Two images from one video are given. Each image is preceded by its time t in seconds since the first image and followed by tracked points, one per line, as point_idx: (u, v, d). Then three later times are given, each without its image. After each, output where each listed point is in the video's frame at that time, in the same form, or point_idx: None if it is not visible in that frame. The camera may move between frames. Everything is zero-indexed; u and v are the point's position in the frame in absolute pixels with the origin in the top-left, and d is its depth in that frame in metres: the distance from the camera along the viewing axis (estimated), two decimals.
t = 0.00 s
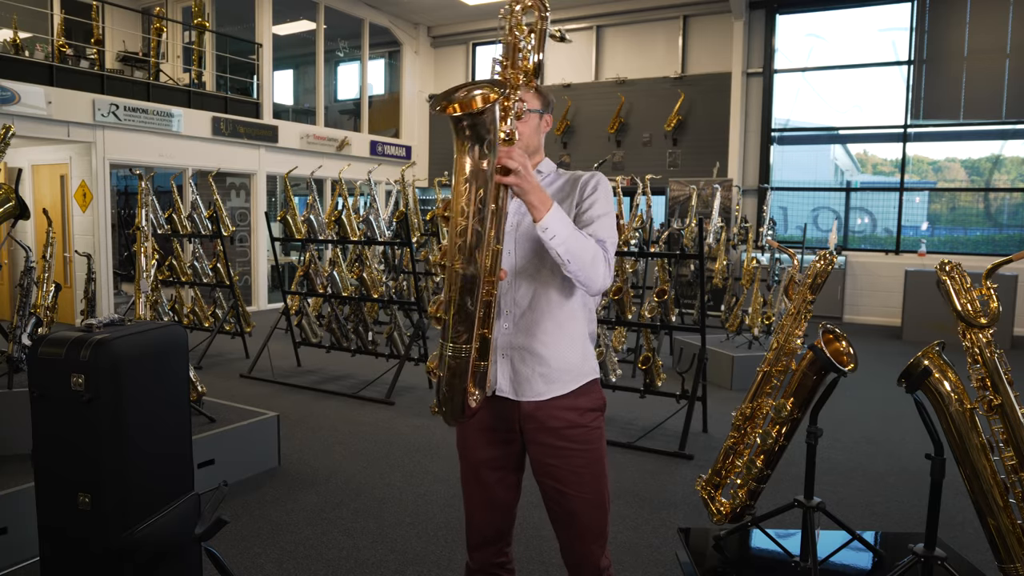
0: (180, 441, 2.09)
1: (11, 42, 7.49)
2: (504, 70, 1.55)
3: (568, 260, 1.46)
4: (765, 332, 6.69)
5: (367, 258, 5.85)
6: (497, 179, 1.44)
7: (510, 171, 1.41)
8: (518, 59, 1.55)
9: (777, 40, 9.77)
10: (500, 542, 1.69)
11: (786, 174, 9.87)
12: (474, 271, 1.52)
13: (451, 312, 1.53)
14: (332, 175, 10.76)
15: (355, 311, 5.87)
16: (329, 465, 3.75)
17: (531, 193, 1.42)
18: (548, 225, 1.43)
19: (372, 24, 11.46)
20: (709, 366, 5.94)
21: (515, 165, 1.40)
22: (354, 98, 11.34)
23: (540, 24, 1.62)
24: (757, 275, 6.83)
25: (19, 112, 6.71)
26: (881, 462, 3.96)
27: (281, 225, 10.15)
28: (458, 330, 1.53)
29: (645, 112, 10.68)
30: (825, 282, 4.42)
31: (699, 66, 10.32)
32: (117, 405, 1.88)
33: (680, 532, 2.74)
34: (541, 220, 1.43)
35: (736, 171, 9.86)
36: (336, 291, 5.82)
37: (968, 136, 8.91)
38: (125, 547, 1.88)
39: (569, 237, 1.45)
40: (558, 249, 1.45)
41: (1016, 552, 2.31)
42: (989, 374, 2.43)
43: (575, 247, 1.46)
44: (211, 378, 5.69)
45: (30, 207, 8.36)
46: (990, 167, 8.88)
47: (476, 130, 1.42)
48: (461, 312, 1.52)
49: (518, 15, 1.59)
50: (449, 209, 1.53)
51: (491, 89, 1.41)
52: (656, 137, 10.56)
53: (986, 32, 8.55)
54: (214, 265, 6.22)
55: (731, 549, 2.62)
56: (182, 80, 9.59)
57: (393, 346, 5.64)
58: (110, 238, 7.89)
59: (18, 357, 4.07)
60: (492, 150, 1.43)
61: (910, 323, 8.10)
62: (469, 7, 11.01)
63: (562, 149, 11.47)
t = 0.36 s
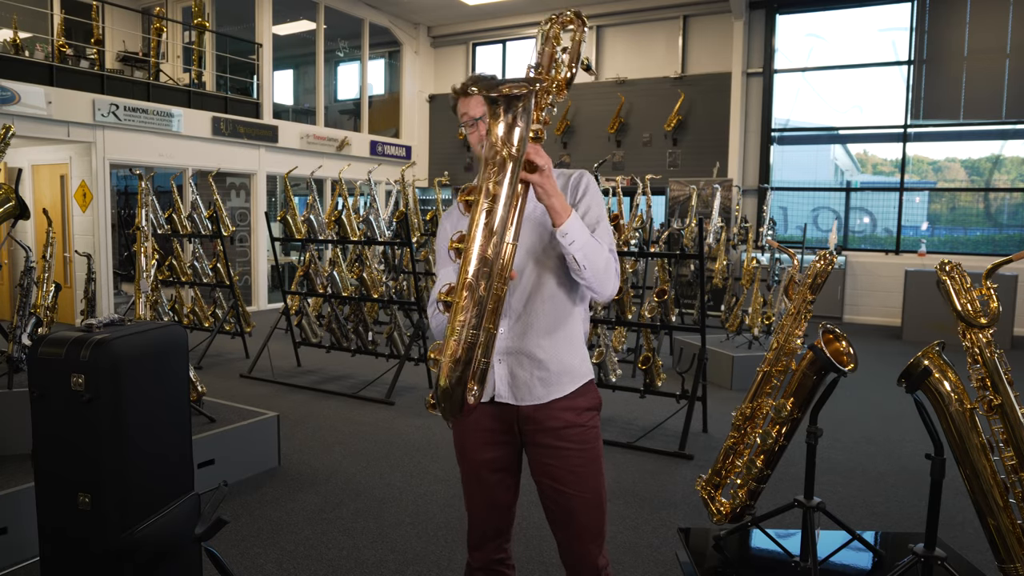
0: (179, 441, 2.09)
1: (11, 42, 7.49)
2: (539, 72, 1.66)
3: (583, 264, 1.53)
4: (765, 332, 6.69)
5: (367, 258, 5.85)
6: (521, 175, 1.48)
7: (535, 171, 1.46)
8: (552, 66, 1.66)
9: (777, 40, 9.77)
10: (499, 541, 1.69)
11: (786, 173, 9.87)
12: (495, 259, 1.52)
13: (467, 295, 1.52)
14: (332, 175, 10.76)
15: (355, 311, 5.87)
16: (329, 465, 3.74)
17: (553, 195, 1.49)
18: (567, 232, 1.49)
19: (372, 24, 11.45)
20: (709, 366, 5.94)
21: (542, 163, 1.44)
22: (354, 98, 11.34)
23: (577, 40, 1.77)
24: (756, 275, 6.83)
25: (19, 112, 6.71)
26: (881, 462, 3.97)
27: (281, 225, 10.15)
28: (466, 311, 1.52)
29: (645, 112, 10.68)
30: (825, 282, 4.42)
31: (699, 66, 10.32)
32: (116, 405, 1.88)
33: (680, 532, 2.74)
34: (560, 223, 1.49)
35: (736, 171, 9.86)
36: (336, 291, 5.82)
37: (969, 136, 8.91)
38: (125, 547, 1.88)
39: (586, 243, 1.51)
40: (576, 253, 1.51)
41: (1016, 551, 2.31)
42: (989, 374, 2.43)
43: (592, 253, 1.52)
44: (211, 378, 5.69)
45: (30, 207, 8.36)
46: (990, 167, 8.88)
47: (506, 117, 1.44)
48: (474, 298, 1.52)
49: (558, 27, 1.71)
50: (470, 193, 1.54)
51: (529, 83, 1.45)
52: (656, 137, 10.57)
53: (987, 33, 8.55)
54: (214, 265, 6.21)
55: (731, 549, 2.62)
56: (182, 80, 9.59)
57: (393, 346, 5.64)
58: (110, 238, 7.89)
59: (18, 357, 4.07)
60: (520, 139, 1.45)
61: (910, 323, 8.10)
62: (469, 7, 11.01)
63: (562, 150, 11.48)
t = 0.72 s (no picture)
0: (179, 441, 2.09)
1: (11, 42, 7.49)
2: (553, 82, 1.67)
3: (585, 286, 1.58)
4: (765, 332, 6.69)
5: (367, 258, 5.83)
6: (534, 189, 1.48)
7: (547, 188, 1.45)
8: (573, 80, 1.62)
9: (776, 40, 9.77)
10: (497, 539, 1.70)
11: (786, 173, 9.87)
12: (506, 257, 1.52)
13: (477, 289, 1.52)
14: (332, 175, 10.76)
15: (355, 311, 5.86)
16: (329, 465, 3.74)
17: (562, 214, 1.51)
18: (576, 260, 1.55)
19: (372, 24, 11.45)
20: (709, 366, 5.94)
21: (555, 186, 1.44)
22: (354, 98, 11.33)
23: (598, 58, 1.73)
24: (756, 275, 6.83)
25: (19, 111, 6.71)
26: (881, 462, 3.97)
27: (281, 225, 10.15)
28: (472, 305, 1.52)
29: (646, 112, 10.69)
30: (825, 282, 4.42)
31: (699, 66, 10.32)
32: (116, 405, 1.88)
33: (680, 532, 2.74)
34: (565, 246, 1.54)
35: (736, 171, 9.86)
36: (336, 291, 5.82)
37: (969, 136, 8.91)
38: (125, 547, 1.88)
39: (591, 268, 1.57)
40: (579, 276, 1.56)
41: (1016, 551, 2.31)
42: (989, 374, 2.42)
43: (595, 275, 1.58)
44: (211, 378, 5.69)
45: (30, 207, 8.36)
46: (990, 167, 8.88)
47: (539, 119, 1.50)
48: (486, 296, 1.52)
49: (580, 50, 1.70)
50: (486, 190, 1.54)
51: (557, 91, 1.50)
52: (656, 137, 10.58)
53: (987, 33, 8.55)
54: (214, 265, 6.21)
55: (732, 549, 2.61)
56: (182, 80, 9.59)
57: (393, 346, 5.63)
58: (110, 238, 7.89)
59: (18, 357, 4.07)
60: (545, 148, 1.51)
61: (910, 323, 8.10)
62: (469, 7, 11.01)
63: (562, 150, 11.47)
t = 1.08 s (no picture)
0: (179, 440, 2.09)
1: (11, 42, 7.49)
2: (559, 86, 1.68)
3: (591, 290, 1.61)
4: (765, 332, 6.69)
5: (367, 258, 5.83)
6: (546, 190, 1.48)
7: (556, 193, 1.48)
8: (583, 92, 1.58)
9: (777, 40, 9.77)
10: (496, 540, 1.70)
11: (786, 173, 9.88)
12: (524, 245, 1.47)
13: (498, 276, 1.46)
14: (332, 175, 10.76)
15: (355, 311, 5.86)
16: (329, 465, 3.75)
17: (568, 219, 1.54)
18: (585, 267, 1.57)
19: (372, 24, 11.45)
20: (708, 366, 5.94)
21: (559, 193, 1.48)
22: (354, 98, 11.33)
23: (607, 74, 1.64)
24: (756, 275, 6.83)
25: (19, 111, 6.71)
26: (881, 462, 3.97)
27: (281, 225, 10.16)
28: (492, 291, 1.46)
29: (646, 112, 10.70)
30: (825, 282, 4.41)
31: (699, 66, 10.32)
32: (115, 405, 1.88)
33: (680, 532, 2.74)
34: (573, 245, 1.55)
35: (736, 171, 9.87)
36: (337, 291, 5.81)
37: (969, 136, 8.91)
38: (126, 547, 1.88)
39: (597, 272, 1.60)
40: (585, 281, 1.59)
41: (1016, 551, 2.31)
42: (989, 374, 2.43)
43: (600, 280, 1.61)
44: (211, 378, 5.69)
45: (30, 207, 8.36)
46: (990, 167, 8.88)
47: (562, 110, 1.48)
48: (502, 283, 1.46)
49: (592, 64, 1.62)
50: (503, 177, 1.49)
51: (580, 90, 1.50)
52: (656, 137, 10.58)
53: (987, 33, 8.55)
54: (214, 265, 6.21)
55: (731, 549, 2.62)
56: (182, 80, 9.59)
57: (393, 346, 5.63)
58: (110, 238, 7.89)
59: (18, 357, 4.07)
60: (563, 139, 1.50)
61: (910, 323, 8.10)
62: (469, 7, 11.01)
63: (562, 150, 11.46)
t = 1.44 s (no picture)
0: (179, 440, 2.09)
1: (11, 42, 7.49)
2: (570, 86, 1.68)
3: (587, 295, 1.63)
4: (765, 332, 6.69)
5: (367, 258, 5.83)
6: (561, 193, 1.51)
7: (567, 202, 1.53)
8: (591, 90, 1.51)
9: (776, 40, 9.77)
10: (496, 540, 1.70)
11: (786, 173, 9.88)
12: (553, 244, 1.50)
13: (533, 279, 1.48)
14: (332, 175, 10.76)
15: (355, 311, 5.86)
16: (329, 465, 3.75)
17: (570, 220, 1.57)
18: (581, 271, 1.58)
19: (372, 24, 11.45)
20: (708, 366, 5.94)
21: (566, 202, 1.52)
22: (354, 98, 11.33)
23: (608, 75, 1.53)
24: (756, 275, 6.83)
25: (19, 111, 6.71)
26: (881, 462, 3.97)
27: (281, 225, 10.16)
28: (527, 293, 1.48)
29: (646, 113, 10.70)
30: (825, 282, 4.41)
31: (698, 66, 10.33)
32: (115, 406, 1.87)
33: (680, 532, 2.74)
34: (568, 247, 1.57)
35: (736, 171, 9.87)
36: (336, 291, 5.81)
37: (969, 136, 8.91)
38: (125, 548, 1.88)
39: (594, 278, 1.62)
40: (582, 285, 1.61)
41: (1016, 551, 2.31)
42: (989, 374, 2.43)
43: (595, 286, 1.63)
44: (211, 378, 5.68)
45: (30, 207, 8.36)
46: (990, 167, 8.88)
47: (585, 114, 1.48)
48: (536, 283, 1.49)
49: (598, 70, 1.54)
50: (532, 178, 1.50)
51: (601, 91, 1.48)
52: (656, 137, 10.57)
53: (986, 33, 8.55)
54: (214, 265, 6.21)
55: (731, 549, 2.62)
56: (182, 80, 9.59)
57: (393, 346, 5.63)
58: (110, 238, 7.89)
59: (18, 356, 4.07)
60: (586, 141, 1.50)
61: (910, 323, 8.10)
62: (469, 7, 11.01)
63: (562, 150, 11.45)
